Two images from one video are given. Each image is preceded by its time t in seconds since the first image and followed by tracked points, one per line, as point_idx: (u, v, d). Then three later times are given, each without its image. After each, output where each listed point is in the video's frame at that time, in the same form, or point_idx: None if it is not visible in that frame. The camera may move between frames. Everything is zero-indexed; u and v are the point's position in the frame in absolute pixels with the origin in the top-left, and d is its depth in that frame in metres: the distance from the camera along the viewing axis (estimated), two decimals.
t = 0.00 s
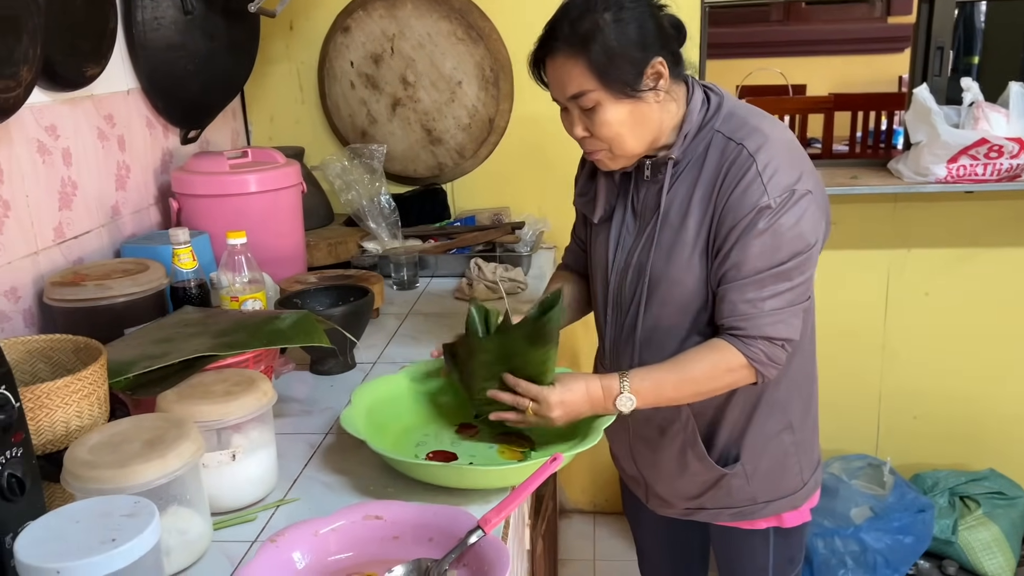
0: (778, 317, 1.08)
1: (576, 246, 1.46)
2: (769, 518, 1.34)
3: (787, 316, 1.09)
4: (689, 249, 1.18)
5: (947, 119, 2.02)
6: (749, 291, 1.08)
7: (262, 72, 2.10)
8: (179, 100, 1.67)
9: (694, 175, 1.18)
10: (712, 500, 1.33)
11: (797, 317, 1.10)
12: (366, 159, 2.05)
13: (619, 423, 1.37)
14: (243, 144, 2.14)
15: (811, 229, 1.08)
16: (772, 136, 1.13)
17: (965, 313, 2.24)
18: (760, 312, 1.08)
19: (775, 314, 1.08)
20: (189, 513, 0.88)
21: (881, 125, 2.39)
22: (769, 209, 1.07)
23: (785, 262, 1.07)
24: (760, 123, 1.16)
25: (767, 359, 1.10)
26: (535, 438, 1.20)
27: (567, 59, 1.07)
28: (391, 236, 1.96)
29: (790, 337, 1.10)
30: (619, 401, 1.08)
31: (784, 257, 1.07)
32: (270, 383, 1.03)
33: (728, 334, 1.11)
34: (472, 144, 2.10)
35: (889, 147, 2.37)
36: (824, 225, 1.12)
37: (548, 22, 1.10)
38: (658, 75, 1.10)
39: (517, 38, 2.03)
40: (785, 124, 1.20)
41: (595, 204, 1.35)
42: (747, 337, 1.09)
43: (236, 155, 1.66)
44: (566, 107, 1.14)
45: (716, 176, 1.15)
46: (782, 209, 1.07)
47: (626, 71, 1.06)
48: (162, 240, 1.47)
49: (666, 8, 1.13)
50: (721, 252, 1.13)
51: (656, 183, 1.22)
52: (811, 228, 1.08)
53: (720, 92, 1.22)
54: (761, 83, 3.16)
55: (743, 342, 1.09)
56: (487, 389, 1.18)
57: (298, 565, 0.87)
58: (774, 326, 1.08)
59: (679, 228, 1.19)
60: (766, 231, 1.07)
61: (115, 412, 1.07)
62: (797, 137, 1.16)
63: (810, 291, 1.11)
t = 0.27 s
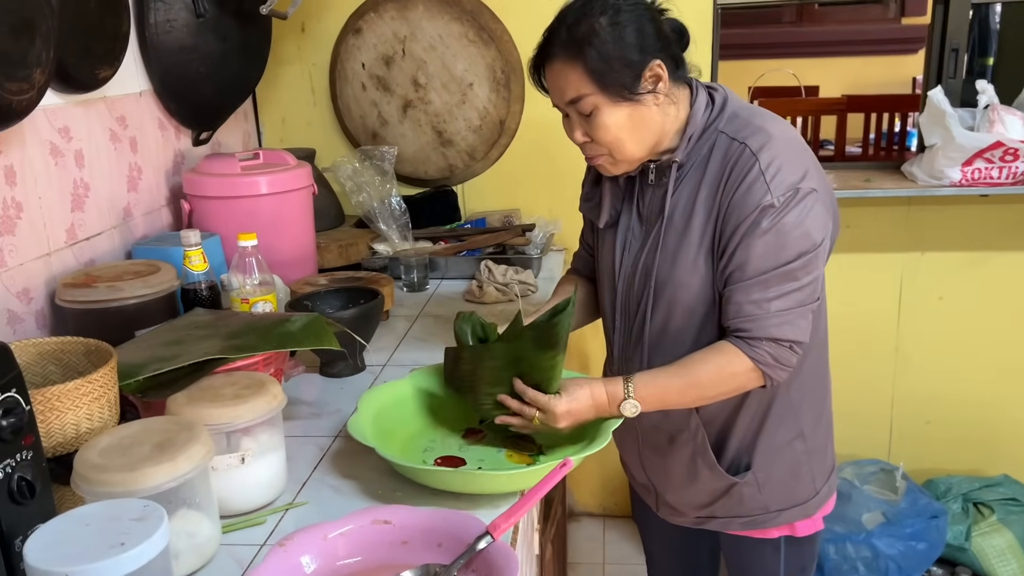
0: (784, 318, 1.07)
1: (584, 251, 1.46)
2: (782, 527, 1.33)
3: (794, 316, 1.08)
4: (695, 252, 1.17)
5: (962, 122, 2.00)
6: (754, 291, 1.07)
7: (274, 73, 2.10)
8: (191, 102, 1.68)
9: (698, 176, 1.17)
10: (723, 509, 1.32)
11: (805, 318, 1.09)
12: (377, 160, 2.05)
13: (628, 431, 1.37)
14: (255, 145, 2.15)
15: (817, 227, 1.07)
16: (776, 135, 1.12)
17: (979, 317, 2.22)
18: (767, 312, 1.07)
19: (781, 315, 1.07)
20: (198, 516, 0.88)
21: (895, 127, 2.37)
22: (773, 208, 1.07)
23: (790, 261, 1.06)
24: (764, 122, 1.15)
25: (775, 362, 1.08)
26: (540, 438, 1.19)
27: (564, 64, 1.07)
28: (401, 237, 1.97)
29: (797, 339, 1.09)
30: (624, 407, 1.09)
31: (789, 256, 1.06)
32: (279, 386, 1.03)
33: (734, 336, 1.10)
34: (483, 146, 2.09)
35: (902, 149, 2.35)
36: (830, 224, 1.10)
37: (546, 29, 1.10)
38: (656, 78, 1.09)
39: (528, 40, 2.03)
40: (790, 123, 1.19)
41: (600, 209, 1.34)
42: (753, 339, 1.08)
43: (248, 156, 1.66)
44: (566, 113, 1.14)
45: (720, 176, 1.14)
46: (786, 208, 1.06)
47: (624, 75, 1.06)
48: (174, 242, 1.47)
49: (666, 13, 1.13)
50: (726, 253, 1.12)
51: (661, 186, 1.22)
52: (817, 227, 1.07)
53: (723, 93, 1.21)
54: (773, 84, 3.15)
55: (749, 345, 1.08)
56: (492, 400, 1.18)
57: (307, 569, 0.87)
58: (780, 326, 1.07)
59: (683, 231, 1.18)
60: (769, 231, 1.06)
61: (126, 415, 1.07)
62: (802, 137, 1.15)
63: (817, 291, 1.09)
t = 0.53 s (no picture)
0: (787, 320, 1.06)
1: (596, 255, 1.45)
2: (799, 532, 1.32)
3: (797, 319, 1.07)
4: (705, 254, 1.17)
5: (979, 123, 1.98)
6: (758, 292, 1.06)
7: (288, 74, 2.11)
8: (205, 102, 1.68)
9: (710, 178, 1.16)
10: (740, 515, 1.31)
11: (808, 321, 1.08)
12: (390, 161, 2.06)
13: (644, 436, 1.37)
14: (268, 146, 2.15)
15: (827, 229, 1.06)
16: (789, 137, 1.11)
17: (996, 321, 2.19)
18: (768, 314, 1.06)
19: (783, 317, 1.06)
20: (211, 516, 0.88)
21: (909, 129, 2.34)
22: (782, 209, 1.06)
23: (796, 262, 1.05)
24: (777, 124, 1.14)
25: (773, 365, 1.07)
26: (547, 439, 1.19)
27: (575, 64, 1.07)
28: (414, 238, 1.97)
29: (797, 342, 1.08)
30: (619, 402, 1.08)
31: (796, 258, 1.05)
32: (292, 386, 1.03)
33: (734, 337, 1.09)
34: (496, 146, 2.09)
35: (917, 150, 2.34)
36: (841, 226, 1.09)
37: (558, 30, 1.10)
38: (669, 79, 1.09)
39: (541, 41, 2.02)
40: (804, 125, 1.18)
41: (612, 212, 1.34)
42: (752, 340, 1.07)
43: (262, 157, 1.67)
44: (577, 114, 1.13)
45: (732, 177, 1.14)
46: (795, 209, 1.06)
47: (636, 75, 1.05)
48: (188, 242, 1.47)
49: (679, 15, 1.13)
50: (735, 255, 1.11)
51: (673, 189, 1.21)
52: (826, 228, 1.06)
53: (736, 94, 1.20)
54: (786, 86, 3.14)
55: (746, 346, 1.07)
56: (487, 395, 1.14)
57: (320, 569, 0.86)
58: (784, 329, 1.06)
59: (695, 233, 1.18)
60: (778, 232, 1.05)
61: (140, 414, 1.07)
62: (816, 138, 1.14)
63: (825, 293, 1.08)
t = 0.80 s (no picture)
0: (785, 326, 1.05)
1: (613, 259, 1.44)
2: (819, 540, 1.31)
3: (798, 326, 1.06)
4: (716, 259, 1.16)
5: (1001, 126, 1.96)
6: (757, 296, 1.05)
7: (306, 77, 2.12)
8: (224, 105, 1.69)
9: (726, 183, 1.15)
10: (759, 522, 1.30)
11: (808, 330, 1.07)
12: (407, 163, 2.06)
13: (662, 442, 1.36)
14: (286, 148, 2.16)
15: (835, 237, 1.05)
16: (806, 144, 1.10)
17: (1017, 326, 2.17)
18: (768, 319, 1.05)
19: (783, 323, 1.05)
20: (231, 518, 0.89)
21: (929, 132, 2.32)
22: (792, 215, 1.05)
23: (801, 269, 1.04)
24: (796, 130, 1.13)
25: (765, 372, 1.06)
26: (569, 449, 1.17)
27: (593, 65, 1.07)
28: (431, 241, 1.97)
29: (793, 349, 1.07)
30: (611, 409, 1.09)
31: (802, 265, 1.04)
32: (312, 389, 1.03)
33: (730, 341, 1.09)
34: (513, 149, 2.09)
35: (937, 153, 2.31)
36: (854, 235, 1.08)
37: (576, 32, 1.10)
38: (687, 83, 1.08)
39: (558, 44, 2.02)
40: (825, 132, 1.16)
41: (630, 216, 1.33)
42: (745, 345, 1.06)
43: (281, 159, 1.67)
44: (594, 115, 1.13)
45: (747, 183, 1.13)
46: (805, 216, 1.04)
47: (653, 77, 1.05)
48: (207, 244, 1.48)
49: (700, 20, 1.13)
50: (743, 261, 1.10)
51: (689, 194, 1.20)
52: (835, 237, 1.05)
53: (757, 100, 1.19)
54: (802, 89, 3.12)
55: (741, 352, 1.07)
56: (481, 392, 1.15)
57: (340, 572, 0.86)
58: (781, 335, 1.05)
59: (708, 238, 1.17)
60: (787, 238, 1.04)
61: (161, 416, 1.08)
62: (836, 146, 1.13)
63: (830, 302, 1.07)
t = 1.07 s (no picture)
0: (777, 332, 1.04)
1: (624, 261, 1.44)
2: (830, 546, 1.29)
3: (789, 334, 1.05)
4: (718, 263, 1.15)
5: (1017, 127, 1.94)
6: (750, 300, 1.04)
7: (317, 76, 2.12)
8: (235, 105, 1.69)
9: (733, 188, 1.14)
10: (769, 527, 1.29)
11: (800, 337, 1.05)
12: (418, 163, 2.06)
13: (671, 445, 1.36)
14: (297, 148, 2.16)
15: (835, 247, 1.03)
16: (814, 151, 1.08)
17: None
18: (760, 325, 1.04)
19: (775, 330, 1.04)
20: (241, 519, 0.88)
21: (941, 133, 2.30)
22: (792, 223, 1.03)
23: (797, 278, 1.03)
24: (806, 137, 1.11)
25: (750, 378, 1.06)
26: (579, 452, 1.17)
27: (602, 64, 1.05)
28: (441, 241, 1.97)
29: (780, 356, 1.05)
30: (600, 415, 1.09)
31: (799, 273, 1.03)
32: (322, 389, 1.03)
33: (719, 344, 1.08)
34: (523, 149, 2.08)
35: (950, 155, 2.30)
36: (856, 246, 1.06)
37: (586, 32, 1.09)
38: (698, 81, 1.06)
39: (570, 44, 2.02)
40: (839, 139, 1.14)
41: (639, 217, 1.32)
42: (732, 349, 1.06)
43: (291, 159, 1.67)
44: (604, 116, 1.12)
45: (753, 189, 1.11)
46: (806, 224, 1.03)
47: (663, 79, 1.03)
48: (218, 243, 1.48)
49: (712, 19, 1.12)
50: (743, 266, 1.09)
51: (698, 197, 1.19)
52: (835, 246, 1.03)
53: (771, 105, 1.18)
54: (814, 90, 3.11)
55: (728, 356, 1.06)
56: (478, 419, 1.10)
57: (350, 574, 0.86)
58: (769, 341, 1.04)
59: (712, 242, 1.16)
60: (785, 245, 1.03)
61: (171, 415, 1.08)
62: (847, 153, 1.11)
63: (825, 312, 1.05)
